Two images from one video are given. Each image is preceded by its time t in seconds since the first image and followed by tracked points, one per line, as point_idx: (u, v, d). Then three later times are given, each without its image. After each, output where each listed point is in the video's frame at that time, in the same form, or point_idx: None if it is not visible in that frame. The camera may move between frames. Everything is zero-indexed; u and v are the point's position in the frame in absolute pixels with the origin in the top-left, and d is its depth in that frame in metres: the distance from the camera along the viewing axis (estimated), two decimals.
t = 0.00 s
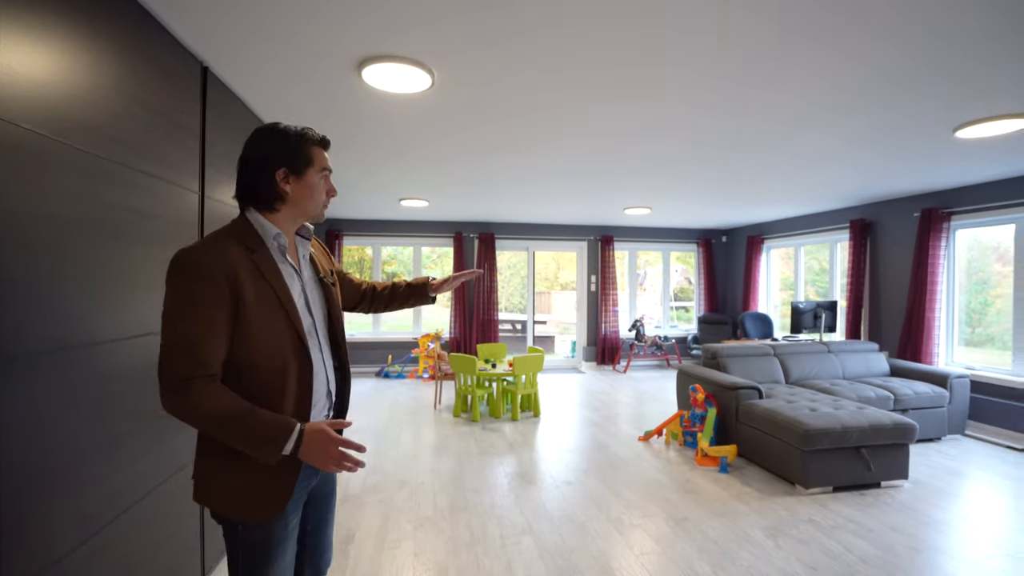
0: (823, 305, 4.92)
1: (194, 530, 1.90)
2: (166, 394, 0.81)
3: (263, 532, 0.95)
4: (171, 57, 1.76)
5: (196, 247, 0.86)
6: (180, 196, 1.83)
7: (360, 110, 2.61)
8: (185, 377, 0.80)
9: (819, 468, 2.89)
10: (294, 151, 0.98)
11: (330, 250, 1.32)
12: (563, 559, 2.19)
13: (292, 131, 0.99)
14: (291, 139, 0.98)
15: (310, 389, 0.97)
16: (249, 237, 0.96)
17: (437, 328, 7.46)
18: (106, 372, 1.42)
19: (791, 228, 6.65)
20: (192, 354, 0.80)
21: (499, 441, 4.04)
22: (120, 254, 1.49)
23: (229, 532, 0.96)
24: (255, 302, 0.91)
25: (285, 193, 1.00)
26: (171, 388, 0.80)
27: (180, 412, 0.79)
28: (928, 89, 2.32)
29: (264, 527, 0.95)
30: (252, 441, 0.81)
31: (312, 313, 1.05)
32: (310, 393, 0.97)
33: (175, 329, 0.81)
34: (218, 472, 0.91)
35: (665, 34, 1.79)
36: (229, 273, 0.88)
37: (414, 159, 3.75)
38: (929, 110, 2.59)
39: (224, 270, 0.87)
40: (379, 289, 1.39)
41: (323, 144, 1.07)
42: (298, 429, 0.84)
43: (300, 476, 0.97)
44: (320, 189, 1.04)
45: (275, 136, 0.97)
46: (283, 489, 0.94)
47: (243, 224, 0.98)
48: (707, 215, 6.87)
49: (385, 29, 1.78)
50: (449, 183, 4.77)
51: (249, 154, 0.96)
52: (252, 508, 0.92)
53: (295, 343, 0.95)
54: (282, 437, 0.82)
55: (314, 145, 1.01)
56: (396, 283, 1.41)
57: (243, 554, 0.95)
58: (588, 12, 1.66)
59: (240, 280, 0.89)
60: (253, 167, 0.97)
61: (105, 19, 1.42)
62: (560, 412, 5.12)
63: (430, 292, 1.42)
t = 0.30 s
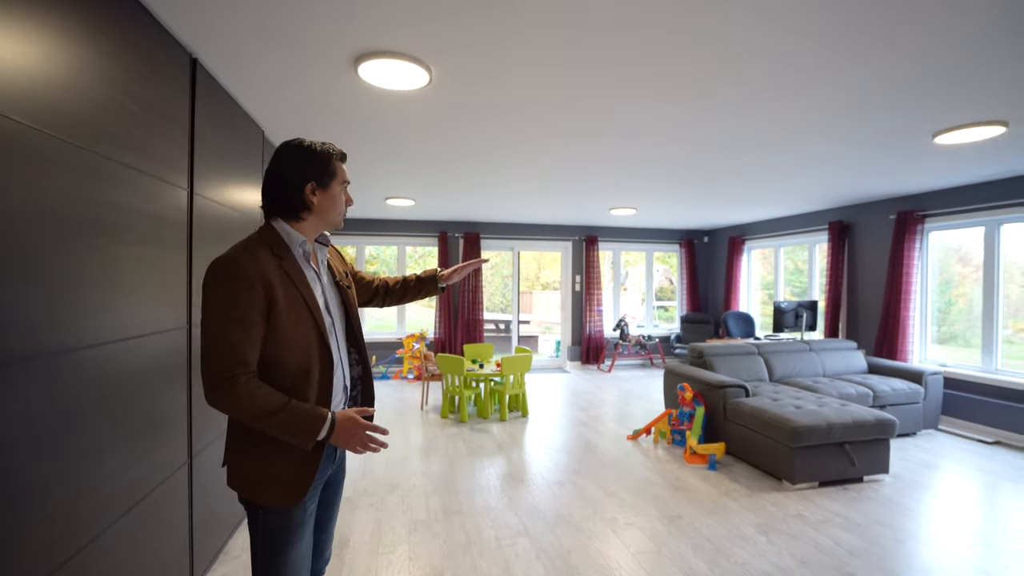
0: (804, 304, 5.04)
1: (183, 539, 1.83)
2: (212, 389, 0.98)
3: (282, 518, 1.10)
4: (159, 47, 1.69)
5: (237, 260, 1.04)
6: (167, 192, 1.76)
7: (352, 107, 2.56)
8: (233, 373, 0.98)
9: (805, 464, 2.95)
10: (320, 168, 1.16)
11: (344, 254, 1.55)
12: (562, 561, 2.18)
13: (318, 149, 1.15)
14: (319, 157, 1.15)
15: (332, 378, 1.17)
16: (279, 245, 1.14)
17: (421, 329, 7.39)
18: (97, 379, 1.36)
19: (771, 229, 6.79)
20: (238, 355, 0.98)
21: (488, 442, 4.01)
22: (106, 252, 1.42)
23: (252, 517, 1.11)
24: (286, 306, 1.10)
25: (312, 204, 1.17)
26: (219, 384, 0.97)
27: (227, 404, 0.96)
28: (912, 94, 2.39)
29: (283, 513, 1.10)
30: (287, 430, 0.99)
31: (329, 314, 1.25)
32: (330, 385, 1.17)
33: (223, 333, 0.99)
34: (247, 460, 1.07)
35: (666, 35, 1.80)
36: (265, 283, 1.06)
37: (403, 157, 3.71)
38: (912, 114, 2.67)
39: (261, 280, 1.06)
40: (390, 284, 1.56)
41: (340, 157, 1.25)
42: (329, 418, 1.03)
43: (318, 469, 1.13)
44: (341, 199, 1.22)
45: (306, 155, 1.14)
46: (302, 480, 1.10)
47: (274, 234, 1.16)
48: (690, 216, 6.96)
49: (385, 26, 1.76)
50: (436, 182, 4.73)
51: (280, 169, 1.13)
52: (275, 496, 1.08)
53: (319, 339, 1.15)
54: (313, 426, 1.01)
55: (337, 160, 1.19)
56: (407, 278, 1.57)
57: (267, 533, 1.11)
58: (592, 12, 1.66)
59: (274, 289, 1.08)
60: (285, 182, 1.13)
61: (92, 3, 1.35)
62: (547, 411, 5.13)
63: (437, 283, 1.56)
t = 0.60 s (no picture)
0: (781, 304, 5.17)
1: (167, 549, 1.77)
2: (223, 379, 1.04)
3: (287, 508, 1.15)
4: (144, 37, 1.62)
5: (250, 259, 1.11)
6: (151, 189, 1.69)
7: (341, 104, 2.52)
8: (243, 365, 1.04)
9: (788, 460, 3.03)
10: (327, 172, 1.22)
11: (348, 260, 1.57)
12: (556, 562, 2.19)
13: (325, 155, 1.22)
14: (325, 163, 1.21)
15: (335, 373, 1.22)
16: (289, 245, 1.21)
17: (402, 329, 7.30)
18: (77, 386, 1.29)
19: (748, 230, 6.95)
20: (249, 348, 1.05)
21: (474, 443, 3.99)
22: (87, 250, 1.35)
23: (257, 510, 1.15)
24: (295, 304, 1.16)
25: (318, 207, 1.24)
26: (230, 374, 1.04)
27: (237, 394, 1.03)
28: (891, 100, 2.48)
29: (288, 504, 1.15)
30: (292, 421, 1.05)
31: (334, 312, 1.31)
32: (335, 380, 1.22)
33: (236, 327, 1.05)
34: (253, 450, 1.12)
35: (662, 37, 1.82)
36: (276, 281, 1.13)
37: (388, 156, 3.67)
38: (891, 119, 2.75)
39: (272, 278, 1.12)
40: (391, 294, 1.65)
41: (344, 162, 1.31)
42: (334, 411, 1.09)
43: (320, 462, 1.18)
44: (345, 202, 1.29)
45: (312, 161, 1.20)
46: (306, 473, 1.14)
47: (283, 235, 1.22)
48: (671, 217, 7.07)
49: (381, 23, 1.73)
50: (420, 182, 4.69)
51: (290, 174, 1.20)
52: (280, 489, 1.13)
53: (324, 337, 1.20)
54: (318, 418, 1.07)
55: (342, 165, 1.25)
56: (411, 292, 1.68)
57: (271, 523, 1.15)
58: (592, 12, 1.66)
59: (284, 287, 1.14)
60: (294, 186, 1.20)
61: None
62: (531, 412, 5.14)
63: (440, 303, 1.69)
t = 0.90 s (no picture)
0: (761, 304, 5.28)
1: (155, 557, 1.72)
2: (217, 378, 1.02)
3: (283, 506, 1.13)
4: (132, 30, 1.58)
5: (244, 258, 1.09)
6: (138, 187, 1.63)
7: (330, 102, 2.48)
8: (236, 365, 1.02)
9: (771, 456, 3.10)
10: (321, 176, 1.20)
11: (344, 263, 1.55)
12: (551, 562, 2.20)
13: (318, 159, 1.20)
14: (318, 166, 1.20)
15: (331, 375, 1.19)
16: (283, 248, 1.19)
17: (385, 330, 7.23)
18: (61, 395, 1.23)
19: (728, 231, 7.09)
20: (242, 347, 1.03)
21: (461, 444, 3.97)
22: (76, 248, 1.31)
23: (252, 507, 1.13)
24: (289, 304, 1.14)
25: (312, 210, 1.22)
26: (224, 374, 1.01)
27: (230, 394, 1.01)
28: (872, 105, 2.56)
29: (282, 504, 1.13)
30: (286, 421, 1.03)
31: (329, 314, 1.28)
32: (330, 381, 1.20)
33: (229, 326, 1.03)
34: (247, 450, 1.10)
35: (657, 40, 1.85)
36: (269, 280, 1.11)
37: (375, 155, 3.62)
38: (870, 123, 2.85)
39: (265, 277, 1.10)
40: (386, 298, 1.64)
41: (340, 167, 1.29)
42: (327, 411, 1.07)
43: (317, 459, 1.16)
44: (340, 206, 1.26)
45: (305, 166, 1.19)
46: (303, 471, 1.12)
47: (277, 238, 1.20)
48: (653, 218, 7.16)
49: (377, 21, 1.72)
50: (406, 182, 4.66)
51: (284, 178, 1.18)
52: (280, 485, 1.11)
53: (319, 338, 1.18)
54: (313, 417, 1.05)
55: (336, 169, 1.24)
56: (406, 296, 1.66)
57: (265, 525, 1.13)
58: (589, 14, 1.68)
59: (278, 287, 1.12)
60: (287, 190, 1.18)
61: None
62: (517, 411, 5.15)
63: (435, 307, 1.67)
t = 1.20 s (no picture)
0: (742, 303, 5.40)
1: (144, 566, 1.67)
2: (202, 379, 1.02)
3: (265, 505, 1.13)
4: (122, 22, 1.53)
5: (224, 261, 1.08)
6: (129, 185, 1.58)
7: (321, 99, 2.44)
8: (220, 366, 1.01)
9: (756, 452, 3.17)
10: (305, 179, 1.18)
11: (334, 265, 1.54)
12: (546, 561, 2.21)
13: (302, 161, 1.18)
14: (301, 168, 1.18)
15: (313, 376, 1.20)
16: (265, 252, 1.17)
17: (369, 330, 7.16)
18: (49, 403, 1.18)
19: (709, 232, 7.23)
20: (227, 348, 1.02)
21: (449, 444, 3.96)
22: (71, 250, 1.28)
23: (234, 504, 1.13)
24: (268, 307, 1.13)
25: (297, 214, 1.20)
26: (210, 377, 1.01)
27: (216, 395, 1.00)
28: (855, 110, 2.64)
29: (259, 505, 1.13)
30: (273, 417, 1.03)
31: (314, 320, 1.26)
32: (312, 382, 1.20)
33: (210, 329, 1.02)
34: (229, 453, 1.10)
35: (654, 42, 1.88)
36: (249, 283, 1.10)
37: (362, 154, 3.58)
38: (851, 128, 2.93)
39: (245, 280, 1.09)
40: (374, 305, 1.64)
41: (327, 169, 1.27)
42: (317, 406, 1.07)
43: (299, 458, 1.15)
44: (326, 209, 1.24)
45: (288, 168, 1.17)
46: (284, 470, 1.12)
47: (258, 241, 1.19)
48: (636, 219, 7.25)
49: (375, 19, 1.70)
50: (391, 181, 4.61)
51: (268, 180, 1.16)
52: (260, 483, 1.11)
53: (300, 341, 1.18)
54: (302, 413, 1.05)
55: (322, 172, 1.22)
56: (383, 302, 1.65)
57: (245, 526, 1.13)
58: (590, 15, 1.69)
59: (258, 290, 1.11)
60: (270, 193, 1.17)
61: None
62: (503, 411, 5.15)
63: (409, 315, 1.65)
